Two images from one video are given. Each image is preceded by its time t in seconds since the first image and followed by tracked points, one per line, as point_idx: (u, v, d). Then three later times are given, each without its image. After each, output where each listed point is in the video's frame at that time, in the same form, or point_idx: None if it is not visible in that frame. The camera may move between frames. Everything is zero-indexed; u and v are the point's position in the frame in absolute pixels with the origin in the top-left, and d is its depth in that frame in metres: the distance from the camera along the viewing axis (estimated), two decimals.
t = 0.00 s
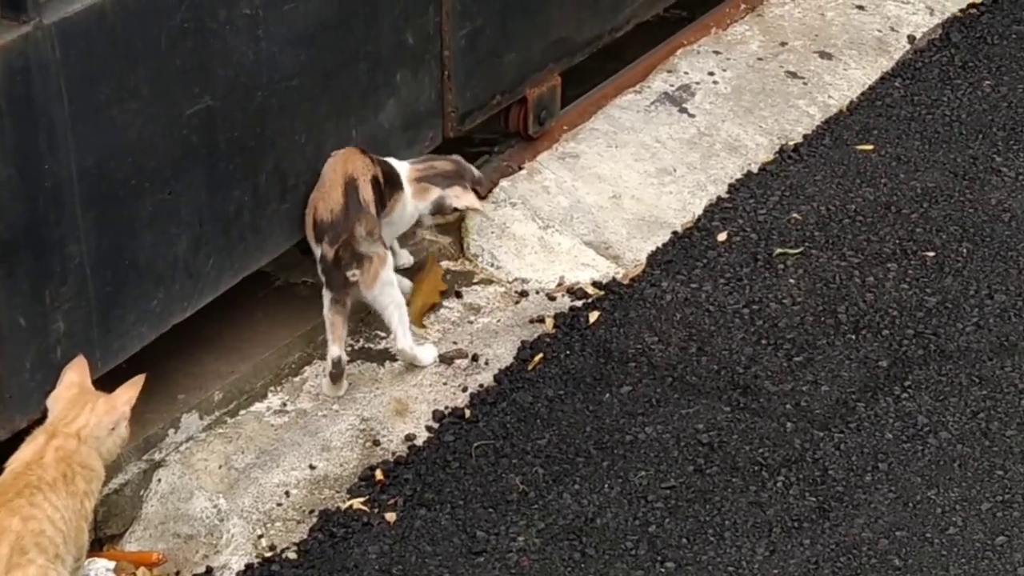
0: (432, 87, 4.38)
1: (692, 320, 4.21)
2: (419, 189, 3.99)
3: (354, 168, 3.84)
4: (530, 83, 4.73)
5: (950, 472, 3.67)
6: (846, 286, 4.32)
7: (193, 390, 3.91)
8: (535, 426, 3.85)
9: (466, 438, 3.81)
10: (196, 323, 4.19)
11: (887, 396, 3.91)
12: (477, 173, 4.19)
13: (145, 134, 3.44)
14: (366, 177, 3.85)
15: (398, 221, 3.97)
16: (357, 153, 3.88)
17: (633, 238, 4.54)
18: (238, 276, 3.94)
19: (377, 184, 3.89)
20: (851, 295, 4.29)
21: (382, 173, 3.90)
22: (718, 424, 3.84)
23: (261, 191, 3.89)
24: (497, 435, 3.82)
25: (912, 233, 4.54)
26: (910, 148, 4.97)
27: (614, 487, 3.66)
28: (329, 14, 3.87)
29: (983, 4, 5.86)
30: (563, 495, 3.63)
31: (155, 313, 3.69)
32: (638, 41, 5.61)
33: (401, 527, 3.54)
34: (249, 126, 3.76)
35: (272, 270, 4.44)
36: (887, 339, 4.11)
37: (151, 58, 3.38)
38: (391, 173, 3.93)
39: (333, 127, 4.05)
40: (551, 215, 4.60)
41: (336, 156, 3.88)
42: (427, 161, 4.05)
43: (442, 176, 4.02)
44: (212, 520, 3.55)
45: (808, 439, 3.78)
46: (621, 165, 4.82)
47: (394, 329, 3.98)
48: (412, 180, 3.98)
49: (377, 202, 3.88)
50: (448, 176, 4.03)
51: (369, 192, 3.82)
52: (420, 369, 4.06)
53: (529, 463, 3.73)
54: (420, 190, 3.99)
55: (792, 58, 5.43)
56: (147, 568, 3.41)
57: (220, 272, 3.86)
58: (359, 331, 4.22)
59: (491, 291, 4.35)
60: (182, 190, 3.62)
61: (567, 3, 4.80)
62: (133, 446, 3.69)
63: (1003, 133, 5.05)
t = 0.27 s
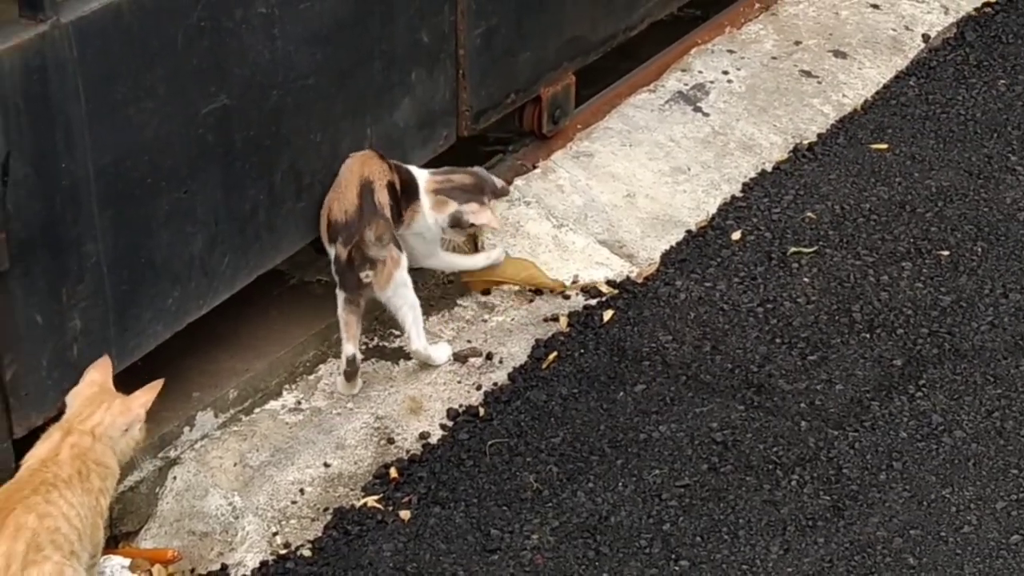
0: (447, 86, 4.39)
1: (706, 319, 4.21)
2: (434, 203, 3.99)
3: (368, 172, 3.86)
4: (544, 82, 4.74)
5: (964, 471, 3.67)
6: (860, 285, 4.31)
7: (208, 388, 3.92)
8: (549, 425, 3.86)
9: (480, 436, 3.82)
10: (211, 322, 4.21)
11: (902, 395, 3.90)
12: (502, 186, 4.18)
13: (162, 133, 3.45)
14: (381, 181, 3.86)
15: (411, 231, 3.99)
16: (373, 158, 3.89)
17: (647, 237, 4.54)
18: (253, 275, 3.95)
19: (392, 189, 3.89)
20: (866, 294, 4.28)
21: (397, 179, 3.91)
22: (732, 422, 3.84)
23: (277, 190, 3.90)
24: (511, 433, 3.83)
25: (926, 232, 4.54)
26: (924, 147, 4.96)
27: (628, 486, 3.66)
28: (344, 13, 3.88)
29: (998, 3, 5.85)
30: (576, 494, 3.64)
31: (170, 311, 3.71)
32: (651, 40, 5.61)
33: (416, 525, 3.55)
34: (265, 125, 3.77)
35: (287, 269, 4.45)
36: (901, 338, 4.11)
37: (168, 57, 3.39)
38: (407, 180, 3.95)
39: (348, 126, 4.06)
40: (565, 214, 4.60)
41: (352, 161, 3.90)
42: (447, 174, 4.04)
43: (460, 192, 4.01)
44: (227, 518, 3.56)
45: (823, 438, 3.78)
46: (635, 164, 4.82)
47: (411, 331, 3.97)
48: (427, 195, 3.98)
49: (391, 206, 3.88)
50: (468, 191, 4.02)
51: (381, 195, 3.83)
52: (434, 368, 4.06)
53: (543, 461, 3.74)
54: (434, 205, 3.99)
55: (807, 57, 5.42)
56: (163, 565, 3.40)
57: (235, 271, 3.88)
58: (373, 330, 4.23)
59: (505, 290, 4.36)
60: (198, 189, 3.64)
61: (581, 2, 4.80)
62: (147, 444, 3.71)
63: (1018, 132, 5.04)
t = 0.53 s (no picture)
0: (458, 87, 4.39)
1: (717, 320, 4.21)
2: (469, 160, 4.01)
3: (392, 159, 3.88)
4: (555, 83, 4.74)
5: (975, 472, 3.67)
6: (871, 286, 4.31)
7: (219, 388, 3.92)
8: (559, 425, 3.86)
9: (491, 437, 3.82)
10: (222, 322, 4.22)
11: (913, 396, 3.90)
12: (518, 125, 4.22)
13: (174, 133, 3.46)
14: (406, 167, 3.88)
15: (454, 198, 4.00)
16: (398, 145, 3.91)
17: (657, 237, 4.54)
18: (264, 275, 3.96)
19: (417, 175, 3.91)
20: (877, 294, 4.28)
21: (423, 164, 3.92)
22: (743, 423, 3.85)
23: (288, 190, 3.91)
24: (522, 434, 3.84)
25: (937, 232, 4.53)
26: (935, 147, 4.95)
27: (639, 486, 3.67)
28: (355, 14, 3.89)
29: (1009, 3, 5.83)
30: (587, 494, 3.64)
31: (182, 311, 3.72)
32: (662, 41, 5.61)
33: (427, 525, 3.56)
34: (276, 125, 3.78)
35: (297, 269, 4.46)
36: (912, 338, 4.11)
37: (180, 58, 3.40)
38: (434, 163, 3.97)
39: (359, 126, 4.07)
40: (575, 215, 4.57)
41: (379, 147, 3.93)
42: (468, 132, 4.06)
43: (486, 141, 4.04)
44: (238, 518, 3.57)
45: (834, 439, 3.78)
46: (645, 164, 4.81)
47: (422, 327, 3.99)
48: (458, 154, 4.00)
49: (415, 193, 3.90)
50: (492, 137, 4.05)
51: (405, 181, 3.85)
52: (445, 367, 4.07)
53: (554, 461, 3.75)
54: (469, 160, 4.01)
55: (818, 58, 5.40)
56: (173, 565, 3.42)
57: (246, 271, 3.89)
58: (385, 329, 4.24)
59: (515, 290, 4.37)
60: (210, 189, 3.65)
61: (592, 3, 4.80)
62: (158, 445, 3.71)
63: None
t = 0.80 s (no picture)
0: (465, 92, 4.40)
1: (723, 325, 4.21)
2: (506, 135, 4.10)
3: (426, 157, 3.93)
4: (562, 88, 4.74)
5: (980, 478, 3.67)
6: (877, 292, 4.31)
7: (225, 393, 3.93)
8: (565, 430, 3.87)
9: (497, 442, 3.83)
10: (229, 327, 4.23)
11: (920, 401, 3.90)
12: (524, 95, 4.36)
13: (181, 139, 3.48)
14: (439, 167, 3.92)
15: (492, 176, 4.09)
16: (435, 144, 3.96)
17: (664, 243, 4.54)
18: (271, 281, 3.97)
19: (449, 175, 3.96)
20: (883, 300, 4.28)
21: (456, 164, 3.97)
22: (749, 428, 3.85)
23: (295, 196, 3.92)
24: (528, 439, 3.84)
25: (943, 238, 4.53)
26: (941, 153, 4.95)
27: (645, 492, 3.67)
28: (362, 20, 3.90)
29: (1015, 7, 5.82)
30: (593, 500, 3.65)
31: (189, 317, 3.73)
32: (668, 46, 5.60)
33: (433, 531, 3.56)
34: (283, 131, 3.79)
35: (304, 274, 4.47)
36: (918, 344, 4.10)
37: (187, 64, 3.41)
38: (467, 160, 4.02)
39: (367, 132, 4.08)
40: (582, 220, 4.58)
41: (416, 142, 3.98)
42: (494, 111, 4.15)
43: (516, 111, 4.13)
44: (245, 523, 3.58)
45: (840, 445, 3.78)
46: (652, 170, 4.81)
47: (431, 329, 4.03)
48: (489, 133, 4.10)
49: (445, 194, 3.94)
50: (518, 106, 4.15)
51: (435, 183, 3.89)
52: (452, 372, 4.08)
53: (560, 467, 3.75)
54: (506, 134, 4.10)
55: (824, 63, 5.40)
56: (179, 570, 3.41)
57: (253, 276, 3.90)
58: (391, 335, 4.24)
59: (522, 296, 4.37)
60: (217, 195, 3.66)
61: (598, 8, 4.81)
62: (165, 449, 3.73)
63: None
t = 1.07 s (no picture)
0: (465, 100, 4.40)
1: (724, 333, 4.21)
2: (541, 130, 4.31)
3: (454, 136, 4.04)
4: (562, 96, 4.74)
5: (981, 486, 3.67)
6: (877, 299, 4.30)
7: (226, 402, 3.95)
8: (566, 439, 3.87)
9: (498, 451, 3.83)
10: (230, 335, 4.23)
11: (921, 410, 3.90)
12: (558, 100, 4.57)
13: (181, 148, 3.48)
14: (463, 150, 4.03)
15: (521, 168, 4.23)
16: (465, 126, 4.06)
17: (664, 250, 4.52)
18: (271, 289, 3.97)
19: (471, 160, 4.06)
20: (883, 308, 4.27)
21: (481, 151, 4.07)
22: (749, 437, 3.85)
23: (295, 204, 3.92)
24: (528, 447, 3.84)
25: (944, 245, 4.53)
26: (942, 160, 4.94)
27: (645, 500, 3.67)
28: (362, 29, 3.90)
29: (1016, 14, 5.81)
30: (594, 508, 3.65)
31: (189, 326, 3.73)
32: (668, 53, 5.60)
33: (433, 540, 3.56)
34: (284, 140, 3.79)
35: (305, 282, 4.46)
36: (919, 352, 4.10)
37: (187, 74, 3.41)
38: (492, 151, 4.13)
39: (367, 140, 4.08)
40: (582, 228, 4.58)
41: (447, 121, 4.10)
42: (531, 109, 4.36)
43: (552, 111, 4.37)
44: (245, 532, 3.58)
45: (840, 454, 3.77)
46: (653, 177, 4.80)
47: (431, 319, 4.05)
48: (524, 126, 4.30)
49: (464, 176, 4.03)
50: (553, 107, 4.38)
51: (456, 163, 3.99)
52: (452, 380, 4.08)
53: (560, 476, 3.75)
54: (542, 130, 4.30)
55: (825, 70, 5.40)
56: None
57: (254, 285, 3.90)
58: (391, 344, 4.24)
59: (523, 304, 4.37)
60: (217, 204, 3.66)
61: (598, 16, 4.81)
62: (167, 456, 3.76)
63: None
